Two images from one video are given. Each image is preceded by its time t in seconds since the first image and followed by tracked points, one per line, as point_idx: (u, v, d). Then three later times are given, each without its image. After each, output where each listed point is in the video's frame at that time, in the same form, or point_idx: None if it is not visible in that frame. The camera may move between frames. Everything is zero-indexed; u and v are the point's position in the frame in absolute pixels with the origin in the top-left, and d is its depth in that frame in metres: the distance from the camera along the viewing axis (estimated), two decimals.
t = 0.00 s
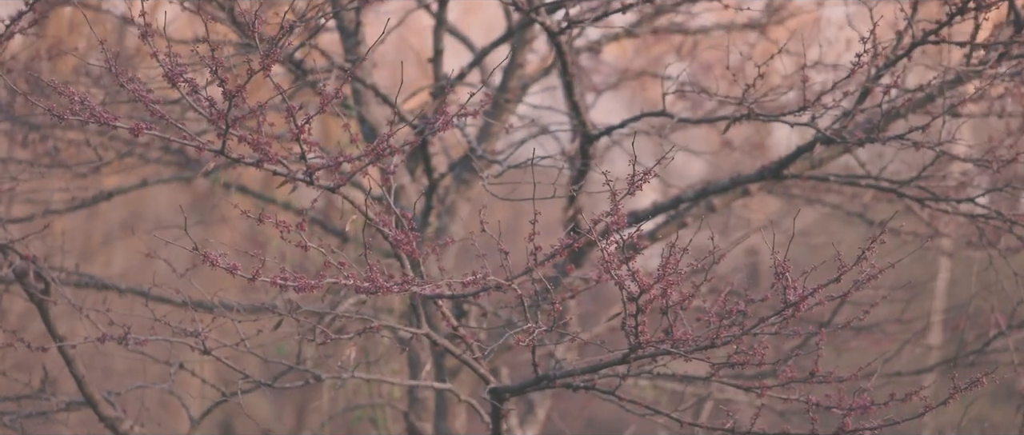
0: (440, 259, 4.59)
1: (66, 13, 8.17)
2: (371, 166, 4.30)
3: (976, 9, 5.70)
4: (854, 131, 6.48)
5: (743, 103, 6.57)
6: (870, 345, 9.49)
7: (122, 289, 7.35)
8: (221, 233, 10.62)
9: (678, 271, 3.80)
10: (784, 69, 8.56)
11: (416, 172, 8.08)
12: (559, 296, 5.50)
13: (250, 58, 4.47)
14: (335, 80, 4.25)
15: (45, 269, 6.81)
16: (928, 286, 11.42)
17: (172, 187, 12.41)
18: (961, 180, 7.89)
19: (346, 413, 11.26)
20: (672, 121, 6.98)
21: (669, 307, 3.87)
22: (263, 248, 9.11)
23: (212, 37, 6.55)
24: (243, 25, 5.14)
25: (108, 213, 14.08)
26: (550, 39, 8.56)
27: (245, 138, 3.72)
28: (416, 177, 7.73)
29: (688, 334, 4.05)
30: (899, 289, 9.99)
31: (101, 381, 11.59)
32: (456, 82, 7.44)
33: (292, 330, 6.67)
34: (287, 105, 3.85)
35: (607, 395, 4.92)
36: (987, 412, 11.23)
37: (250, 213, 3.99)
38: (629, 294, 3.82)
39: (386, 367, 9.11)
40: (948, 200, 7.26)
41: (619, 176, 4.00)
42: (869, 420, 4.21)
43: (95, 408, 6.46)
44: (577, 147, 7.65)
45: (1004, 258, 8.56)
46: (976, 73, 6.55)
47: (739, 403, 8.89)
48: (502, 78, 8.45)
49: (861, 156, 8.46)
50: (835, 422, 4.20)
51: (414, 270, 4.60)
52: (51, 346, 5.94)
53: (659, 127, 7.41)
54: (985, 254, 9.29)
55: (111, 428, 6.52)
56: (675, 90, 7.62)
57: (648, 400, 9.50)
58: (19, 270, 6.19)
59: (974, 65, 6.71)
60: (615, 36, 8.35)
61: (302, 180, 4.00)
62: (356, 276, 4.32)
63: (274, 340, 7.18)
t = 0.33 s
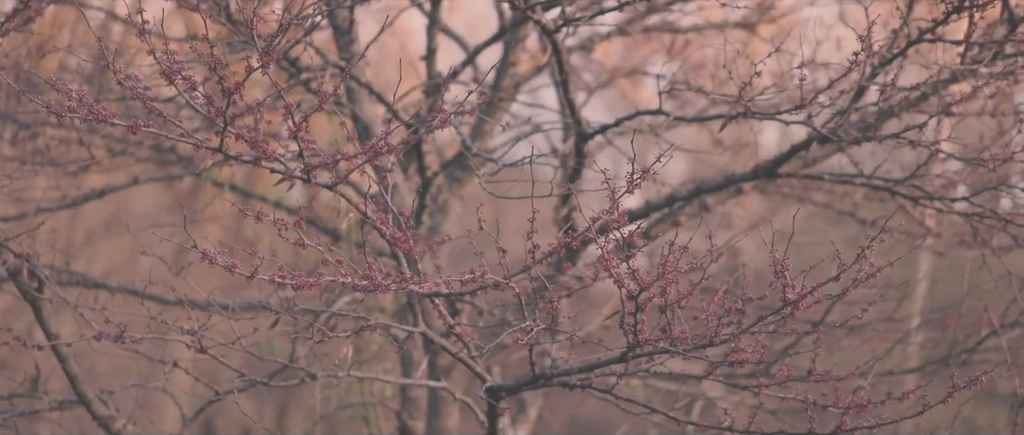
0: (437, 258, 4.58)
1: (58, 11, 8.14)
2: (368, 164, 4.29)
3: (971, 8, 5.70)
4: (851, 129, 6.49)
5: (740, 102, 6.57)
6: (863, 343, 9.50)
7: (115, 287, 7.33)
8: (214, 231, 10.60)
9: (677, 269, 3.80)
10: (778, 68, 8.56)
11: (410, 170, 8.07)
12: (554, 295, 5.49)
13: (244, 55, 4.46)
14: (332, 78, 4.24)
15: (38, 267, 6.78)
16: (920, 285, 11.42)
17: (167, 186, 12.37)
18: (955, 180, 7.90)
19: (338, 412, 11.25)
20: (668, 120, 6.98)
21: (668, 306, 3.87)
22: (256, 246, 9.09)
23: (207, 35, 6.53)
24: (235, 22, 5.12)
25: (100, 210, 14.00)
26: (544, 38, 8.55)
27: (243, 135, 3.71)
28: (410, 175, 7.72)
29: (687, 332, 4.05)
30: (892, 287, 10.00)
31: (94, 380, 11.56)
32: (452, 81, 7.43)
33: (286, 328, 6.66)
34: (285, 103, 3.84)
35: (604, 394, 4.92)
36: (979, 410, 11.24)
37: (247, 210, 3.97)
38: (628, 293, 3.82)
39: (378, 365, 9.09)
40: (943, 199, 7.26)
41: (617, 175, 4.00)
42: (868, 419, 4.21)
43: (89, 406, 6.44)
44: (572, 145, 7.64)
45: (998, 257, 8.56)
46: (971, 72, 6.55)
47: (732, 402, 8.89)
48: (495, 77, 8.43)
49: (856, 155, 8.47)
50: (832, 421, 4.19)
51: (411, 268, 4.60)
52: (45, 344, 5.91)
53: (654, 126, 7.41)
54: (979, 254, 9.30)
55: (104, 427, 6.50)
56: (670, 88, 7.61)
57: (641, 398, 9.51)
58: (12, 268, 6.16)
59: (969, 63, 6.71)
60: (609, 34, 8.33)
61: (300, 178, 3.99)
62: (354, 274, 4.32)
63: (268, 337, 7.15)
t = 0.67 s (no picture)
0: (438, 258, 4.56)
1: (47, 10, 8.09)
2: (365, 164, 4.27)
3: (966, 9, 5.72)
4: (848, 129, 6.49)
5: (736, 102, 6.58)
6: (856, 343, 9.50)
7: (107, 287, 7.31)
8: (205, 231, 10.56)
9: (678, 270, 3.80)
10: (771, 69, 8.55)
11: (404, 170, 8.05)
12: (548, 295, 5.48)
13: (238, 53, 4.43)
14: (330, 78, 4.22)
15: (31, 267, 6.73)
16: (911, 285, 11.45)
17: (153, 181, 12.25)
18: (948, 180, 7.91)
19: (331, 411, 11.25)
20: (664, 120, 6.98)
21: (668, 306, 3.87)
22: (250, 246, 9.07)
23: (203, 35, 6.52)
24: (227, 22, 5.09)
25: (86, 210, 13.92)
26: (536, 37, 8.53)
27: (242, 135, 3.70)
28: (405, 175, 7.71)
29: (687, 333, 4.05)
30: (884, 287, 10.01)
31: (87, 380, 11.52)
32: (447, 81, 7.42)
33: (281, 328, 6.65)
34: (283, 102, 3.83)
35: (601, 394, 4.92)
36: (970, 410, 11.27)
37: (246, 210, 3.96)
38: (628, 293, 3.81)
39: (370, 366, 9.07)
40: (938, 199, 7.28)
41: (616, 174, 4.00)
42: (866, 420, 4.22)
43: (82, 407, 6.41)
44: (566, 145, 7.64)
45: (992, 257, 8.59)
46: (965, 72, 6.57)
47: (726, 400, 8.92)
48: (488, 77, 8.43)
49: (848, 155, 8.47)
50: (831, 422, 4.20)
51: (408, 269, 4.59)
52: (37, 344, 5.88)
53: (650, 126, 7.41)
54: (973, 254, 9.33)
55: (98, 427, 6.48)
56: (665, 88, 7.62)
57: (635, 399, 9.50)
58: (5, 268, 6.12)
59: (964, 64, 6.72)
60: (602, 33, 8.31)
61: (298, 178, 3.98)
62: (351, 274, 4.30)
63: (261, 337, 7.13)
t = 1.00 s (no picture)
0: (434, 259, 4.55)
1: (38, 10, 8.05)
2: (362, 165, 4.27)
3: (963, 10, 5.72)
4: (844, 130, 6.51)
5: (732, 103, 6.58)
6: (849, 345, 9.51)
7: (100, 288, 7.29)
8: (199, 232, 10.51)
9: (677, 271, 3.80)
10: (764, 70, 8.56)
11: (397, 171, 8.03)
12: (542, 296, 5.48)
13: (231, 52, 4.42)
14: (326, 78, 4.22)
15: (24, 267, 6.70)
16: (903, 285, 11.47)
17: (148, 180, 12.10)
18: (942, 182, 7.92)
19: (324, 412, 11.24)
20: (661, 122, 6.99)
21: (668, 307, 3.86)
22: (242, 247, 9.05)
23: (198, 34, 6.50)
24: (219, 21, 5.07)
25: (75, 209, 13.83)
26: (529, 37, 8.53)
27: (241, 136, 3.69)
28: (399, 176, 7.69)
29: (686, 335, 4.05)
30: (877, 288, 10.02)
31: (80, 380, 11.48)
32: (441, 82, 7.41)
33: (276, 329, 6.64)
34: (282, 103, 3.82)
35: (597, 395, 4.90)
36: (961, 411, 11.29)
37: (244, 211, 3.95)
38: (628, 295, 3.81)
39: (362, 366, 9.05)
40: (933, 201, 7.30)
41: (614, 176, 4.00)
42: (864, 422, 4.23)
43: (75, 408, 6.38)
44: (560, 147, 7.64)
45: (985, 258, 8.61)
46: (960, 74, 6.57)
47: (720, 401, 8.92)
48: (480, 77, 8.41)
49: (841, 157, 8.49)
50: (829, 424, 4.20)
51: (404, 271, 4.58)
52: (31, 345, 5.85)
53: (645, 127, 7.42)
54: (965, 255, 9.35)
55: (91, 428, 6.46)
56: (660, 90, 7.62)
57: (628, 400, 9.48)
58: None
59: (959, 64, 6.74)
60: (595, 34, 8.31)
61: (296, 179, 3.97)
62: (349, 276, 4.29)
63: (255, 338, 7.11)
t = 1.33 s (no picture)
0: (428, 259, 4.55)
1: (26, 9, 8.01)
2: (356, 166, 4.27)
3: (955, 11, 5.75)
4: (838, 131, 6.53)
5: (725, 104, 6.59)
6: (839, 346, 9.53)
7: (90, 288, 7.26)
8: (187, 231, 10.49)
9: (673, 272, 3.81)
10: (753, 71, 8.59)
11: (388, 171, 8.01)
12: (533, 297, 5.47)
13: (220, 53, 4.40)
14: (319, 80, 4.21)
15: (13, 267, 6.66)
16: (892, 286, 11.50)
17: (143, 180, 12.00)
18: (931, 183, 7.95)
19: (314, 412, 11.22)
20: (654, 122, 7.01)
21: (664, 309, 3.87)
22: (232, 247, 9.02)
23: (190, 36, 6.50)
24: (207, 21, 5.06)
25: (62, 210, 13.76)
26: (519, 38, 8.53)
27: (236, 136, 3.68)
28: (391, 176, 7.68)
29: (681, 335, 4.06)
30: (867, 289, 10.04)
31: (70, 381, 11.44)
32: (432, 82, 7.40)
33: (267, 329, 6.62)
34: (277, 104, 3.81)
35: (591, 396, 4.90)
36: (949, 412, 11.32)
37: (239, 212, 3.95)
38: (625, 296, 3.81)
39: (351, 367, 9.03)
40: (924, 202, 7.33)
41: (608, 177, 4.01)
42: (858, 423, 4.25)
43: (65, 409, 6.35)
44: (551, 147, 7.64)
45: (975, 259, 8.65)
46: (950, 75, 6.61)
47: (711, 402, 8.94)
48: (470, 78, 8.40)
49: (830, 158, 8.51)
50: (824, 425, 4.21)
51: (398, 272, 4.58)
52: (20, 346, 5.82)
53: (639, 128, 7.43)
54: (955, 255, 9.39)
55: (81, 428, 6.43)
56: (652, 91, 7.63)
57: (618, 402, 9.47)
58: None
59: (950, 65, 6.77)
60: (584, 34, 8.32)
61: (291, 180, 3.96)
62: (344, 276, 4.28)
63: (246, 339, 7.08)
